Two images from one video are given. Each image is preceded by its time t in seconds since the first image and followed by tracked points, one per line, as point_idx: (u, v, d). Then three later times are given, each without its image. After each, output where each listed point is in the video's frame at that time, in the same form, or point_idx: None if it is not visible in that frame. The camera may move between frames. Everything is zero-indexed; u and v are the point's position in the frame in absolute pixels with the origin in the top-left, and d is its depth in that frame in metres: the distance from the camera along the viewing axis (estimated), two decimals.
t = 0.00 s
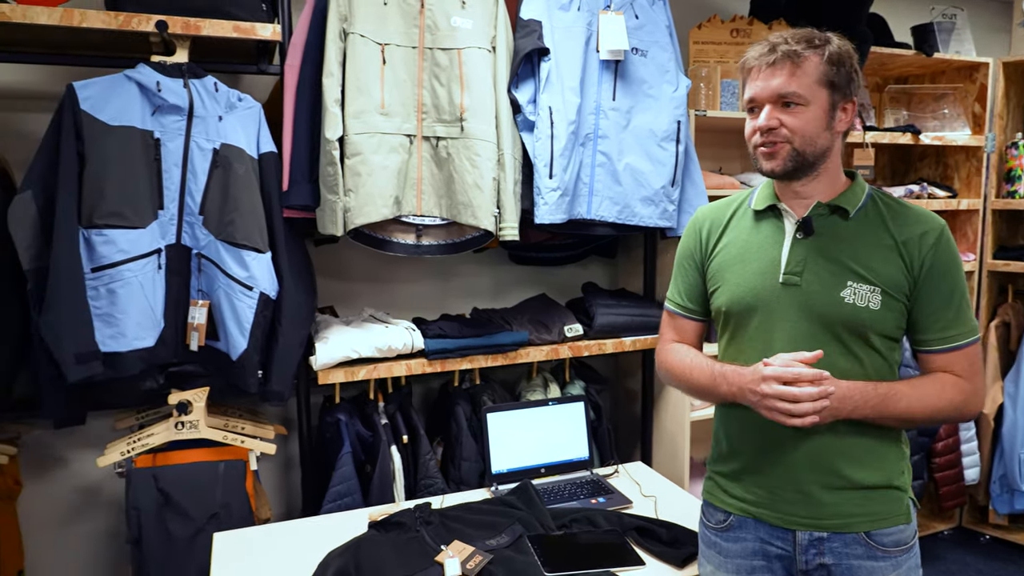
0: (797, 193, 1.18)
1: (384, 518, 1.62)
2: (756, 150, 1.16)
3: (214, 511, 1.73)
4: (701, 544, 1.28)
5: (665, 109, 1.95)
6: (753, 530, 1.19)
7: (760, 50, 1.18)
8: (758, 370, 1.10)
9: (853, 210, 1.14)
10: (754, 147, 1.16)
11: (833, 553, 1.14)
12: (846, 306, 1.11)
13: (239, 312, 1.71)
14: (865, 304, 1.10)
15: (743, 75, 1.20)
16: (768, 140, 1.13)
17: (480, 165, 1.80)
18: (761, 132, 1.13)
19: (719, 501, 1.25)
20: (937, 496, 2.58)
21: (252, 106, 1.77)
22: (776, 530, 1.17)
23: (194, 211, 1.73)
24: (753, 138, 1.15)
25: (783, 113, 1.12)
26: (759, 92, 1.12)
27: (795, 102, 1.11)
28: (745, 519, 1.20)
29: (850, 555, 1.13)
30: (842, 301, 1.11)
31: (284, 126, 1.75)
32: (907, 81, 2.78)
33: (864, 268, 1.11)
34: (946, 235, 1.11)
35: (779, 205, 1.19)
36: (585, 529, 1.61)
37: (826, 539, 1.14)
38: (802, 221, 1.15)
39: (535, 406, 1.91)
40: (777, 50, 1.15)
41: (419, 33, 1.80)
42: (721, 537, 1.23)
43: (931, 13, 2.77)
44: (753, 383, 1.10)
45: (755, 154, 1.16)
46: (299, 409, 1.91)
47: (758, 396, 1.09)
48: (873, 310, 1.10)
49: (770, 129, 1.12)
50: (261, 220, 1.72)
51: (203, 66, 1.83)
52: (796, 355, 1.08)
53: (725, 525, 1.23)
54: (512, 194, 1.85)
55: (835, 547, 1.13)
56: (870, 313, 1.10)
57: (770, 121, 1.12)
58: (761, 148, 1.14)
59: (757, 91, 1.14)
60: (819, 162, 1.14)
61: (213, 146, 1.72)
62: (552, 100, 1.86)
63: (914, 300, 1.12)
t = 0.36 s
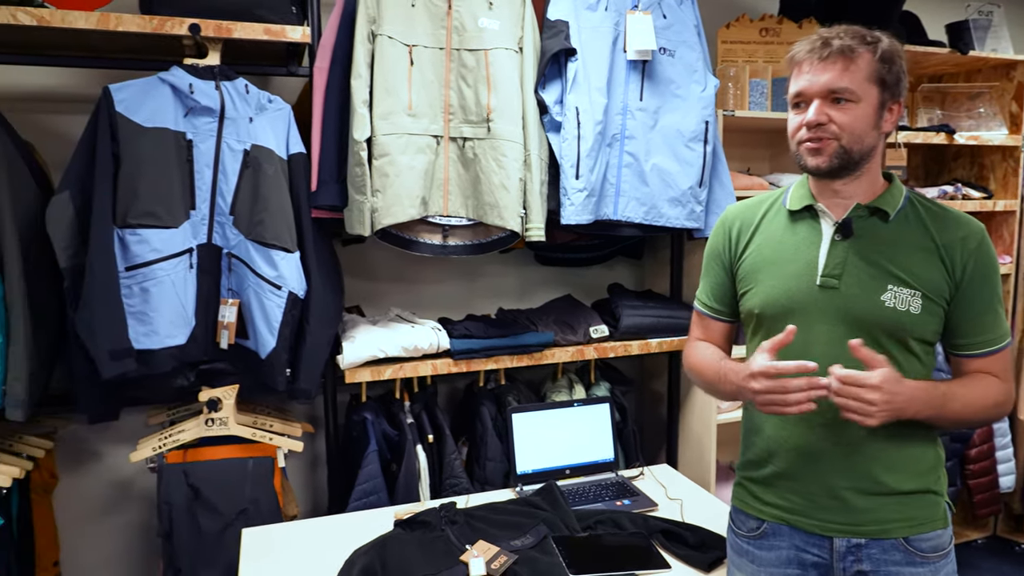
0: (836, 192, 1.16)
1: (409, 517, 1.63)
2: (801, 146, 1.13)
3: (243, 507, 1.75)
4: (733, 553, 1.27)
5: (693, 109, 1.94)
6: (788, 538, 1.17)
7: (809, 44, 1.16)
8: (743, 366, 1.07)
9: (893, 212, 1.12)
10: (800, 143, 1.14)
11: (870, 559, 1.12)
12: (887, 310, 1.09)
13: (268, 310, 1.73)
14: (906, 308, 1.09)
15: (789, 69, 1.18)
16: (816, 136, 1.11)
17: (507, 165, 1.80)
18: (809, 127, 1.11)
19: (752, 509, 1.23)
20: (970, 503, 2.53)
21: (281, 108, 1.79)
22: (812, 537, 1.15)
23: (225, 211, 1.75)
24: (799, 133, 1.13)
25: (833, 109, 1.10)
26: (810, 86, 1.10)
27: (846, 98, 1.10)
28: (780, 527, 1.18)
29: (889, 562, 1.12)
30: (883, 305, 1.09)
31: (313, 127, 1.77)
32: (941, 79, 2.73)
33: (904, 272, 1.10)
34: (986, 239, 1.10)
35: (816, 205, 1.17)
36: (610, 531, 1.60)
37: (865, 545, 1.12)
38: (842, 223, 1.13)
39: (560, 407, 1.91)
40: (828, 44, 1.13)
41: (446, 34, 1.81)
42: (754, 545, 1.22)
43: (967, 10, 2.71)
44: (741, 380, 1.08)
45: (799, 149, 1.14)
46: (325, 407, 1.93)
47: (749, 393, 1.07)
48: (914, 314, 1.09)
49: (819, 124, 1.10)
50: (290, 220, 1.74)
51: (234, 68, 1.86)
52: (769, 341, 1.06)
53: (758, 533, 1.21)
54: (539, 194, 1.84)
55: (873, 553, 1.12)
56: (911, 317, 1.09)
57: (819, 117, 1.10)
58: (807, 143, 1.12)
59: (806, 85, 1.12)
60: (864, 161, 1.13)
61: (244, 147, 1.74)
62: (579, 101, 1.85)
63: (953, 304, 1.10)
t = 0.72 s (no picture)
0: (873, 190, 1.13)
1: (436, 515, 1.65)
2: (844, 139, 1.11)
3: (273, 503, 1.77)
4: (762, 556, 1.25)
5: (721, 107, 1.92)
6: (818, 542, 1.16)
7: (852, 36, 1.14)
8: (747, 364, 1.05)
9: (928, 212, 1.10)
10: (844, 136, 1.11)
11: (903, 563, 1.10)
12: (923, 311, 1.07)
13: (297, 309, 1.74)
14: (942, 309, 1.07)
15: (830, 62, 1.16)
16: (863, 128, 1.08)
17: (534, 165, 1.80)
18: (855, 119, 1.09)
19: (780, 512, 1.21)
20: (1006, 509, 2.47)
21: (311, 108, 1.82)
22: (842, 541, 1.14)
23: (256, 211, 1.78)
24: (844, 125, 1.10)
25: (881, 101, 1.08)
26: (858, 77, 1.08)
27: (893, 91, 1.08)
28: (809, 530, 1.16)
29: (922, 566, 1.10)
30: (918, 306, 1.07)
31: (342, 127, 1.79)
32: (978, 75, 2.67)
33: (939, 272, 1.08)
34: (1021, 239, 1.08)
35: (848, 204, 1.15)
36: (637, 532, 1.59)
37: (897, 549, 1.10)
38: (877, 222, 1.11)
39: (586, 407, 1.91)
40: (875, 35, 1.11)
41: (474, 34, 1.81)
42: (783, 549, 1.20)
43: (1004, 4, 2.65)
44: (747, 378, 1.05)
45: (842, 142, 1.11)
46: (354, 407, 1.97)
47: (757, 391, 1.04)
48: (950, 316, 1.07)
49: (866, 116, 1.08)
50: (318, 219, 1.76)
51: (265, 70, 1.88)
52: (773, 333, 1.04)
53: (787, 537, 1.19)
54: (566, 193, 1.84)
55: (905, 557, 1.10)
56: (947, 319, 1.07)
57: (867, 108, 1.08)
58: (852, 136, 1.09)
59: (852, 77, 1.10)
60: (908, 156, 1.11)
61: (274, 148, 1.76)
62: (606, 100, 1.84)
63: (987, 305, 1.09)
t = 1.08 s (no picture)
0: (907, 192, 1.11)
1: (463, 514, 1.66)
2: (874, 140, 1.09)
3: (302, 499, 1.79)
4: (785, 560, 1.24)
5: (753, 106, 1.91)
6: (842, 547, 1.14)
7: (885, 35, 1.12)
8: (823, 360, 1.01)
9: (965, 214, 1.08)
10: (873, 137, 1.09)
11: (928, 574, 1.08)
12: (956, 316, 1.05)
13: (328, 308, 1.76)
14: (976, 314, 1.04)
15: (863, 62, 1.14)
16: (892, 128, 1.06)
17: (564, 165, 1.79)
18: (885, 120, 1.07)
19: (805, 516, 1.19)
20: None
21: (341, 109, 1.85)
22: (866, 548, 1.12)
23: (288, 211, 1.80)
24: (873, 126, 1.09)
25: (911, 101, 1.06)
26: (888, 76, 1.06)
27: (925, 90, 1.06)
28: (834, 536, 1.15)
29: None
30: (951, 311, 1.05)
31: (373, 127, 1.80)
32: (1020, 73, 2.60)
33: (974, 276, 1.05)
34: None
35: (882, 205, 1.13)
36: (665, 535, 1.58)
37: (922, 559, 1.08)
38: (910, 225, 1.09)
39: (614, 408, 1.90)
40: (908, 34, 1.09)
41: (503, 35, 1.82)
42: (806, 553, 1.18)
43: None
44: (816, 374, 1.02)
45: (872, 144, 1.09)
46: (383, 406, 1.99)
47: (823, 387, 1.01)
48: (984, 321, 1.04)
49: (896, 116, 1.06)
50: (348, 219, 1.78)
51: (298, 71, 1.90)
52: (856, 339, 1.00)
53: (810, 541, 1.18)
54: (595, 194, 1.84)
55: (931, 568, 1.07)
56: (981, 324, 1.04)
57: (896, 108, 1.06)
58: (881, 136, 1.08)
59: (882, 76, 1.09)
60: (941, 158, 1.08)
61: (305, 148, 1.78)
62: (636, 100, 1.84)
63: None
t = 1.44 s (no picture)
0: (936, 193, 1.10)
1: (484, 513, 1.66)
2: (895, 139, 1.08)
3: (325, 497, 1.81)
4: (810, 566, 1.23)
5: (778, 105, 1.89)
6: (865, 553, 1.13)
7: (911, 32, 1.11)
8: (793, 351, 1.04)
9: (997, 215, 1.05)
10: (895, 136, 1.08)
11: None
12: (982, 320, 1.02)
13: (351, 308, 1.78)
14: (1004, 318, 1.02)
15: (890, 59, 1.14)
16: (911, 128, 1.05)
17: (587, 165, 1.79)
18: (903, 119, 1.06)
19: (826, 519, 1.19)
20: None
21: (365, 110, 1.86)
22: (888, 554, 1.10)
23: (312, 212, 1.81)
24: (894, 125, 1.08)
25: (931, 100, 1.04)
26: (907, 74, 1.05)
27: (947, 88, 1.04)
28: (855, 540, 1.14)
29: None
30: (977, 314, 1.02)
31: (397, 128, 1.81)
32: None
33: (1003, 279, 1.03)
34: None
35: (911, 204, 1.11)
36: (687, 537, 1.57)
37: (946, 568, 1.05)
38: (938, 224, 1.06)
39: (638, 408, 1.90)
40: (931, 30, 1.07)
41: (526, 35, 1.82)
42: (830, 559, 1.18)
43: None
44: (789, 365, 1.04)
45: (894, 143, 1.09)
46: (406, 405, 2.00)
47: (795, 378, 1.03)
48: (1012, 326, 1.02)
49: (914, 115, 1.05)
50: (372, 219, 1.79)
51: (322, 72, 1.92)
52: (818, 325, 1.03)
53: (833, 546, 1.17)
54: (618, 193, 1.83)
55: None
56: (1009, 329, 1.02)
57: (914, 107, 1.05)
58: (901, 135, 1.07)
59: (903, 74, 1.08)
60: (966, 158, 1.05)
61: (330, 149, 1.80)
62: (660, 99, 1.83)
63: None
